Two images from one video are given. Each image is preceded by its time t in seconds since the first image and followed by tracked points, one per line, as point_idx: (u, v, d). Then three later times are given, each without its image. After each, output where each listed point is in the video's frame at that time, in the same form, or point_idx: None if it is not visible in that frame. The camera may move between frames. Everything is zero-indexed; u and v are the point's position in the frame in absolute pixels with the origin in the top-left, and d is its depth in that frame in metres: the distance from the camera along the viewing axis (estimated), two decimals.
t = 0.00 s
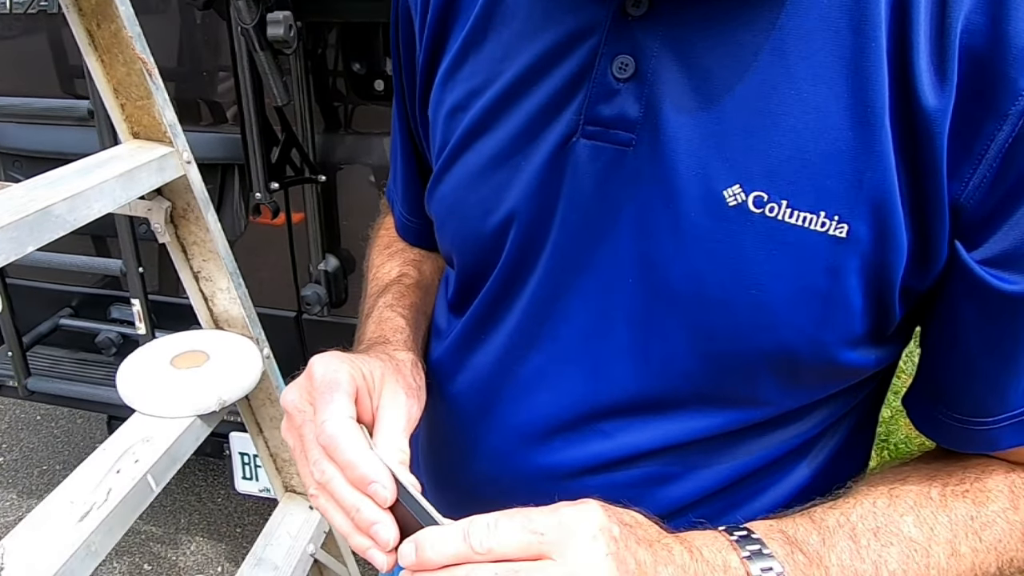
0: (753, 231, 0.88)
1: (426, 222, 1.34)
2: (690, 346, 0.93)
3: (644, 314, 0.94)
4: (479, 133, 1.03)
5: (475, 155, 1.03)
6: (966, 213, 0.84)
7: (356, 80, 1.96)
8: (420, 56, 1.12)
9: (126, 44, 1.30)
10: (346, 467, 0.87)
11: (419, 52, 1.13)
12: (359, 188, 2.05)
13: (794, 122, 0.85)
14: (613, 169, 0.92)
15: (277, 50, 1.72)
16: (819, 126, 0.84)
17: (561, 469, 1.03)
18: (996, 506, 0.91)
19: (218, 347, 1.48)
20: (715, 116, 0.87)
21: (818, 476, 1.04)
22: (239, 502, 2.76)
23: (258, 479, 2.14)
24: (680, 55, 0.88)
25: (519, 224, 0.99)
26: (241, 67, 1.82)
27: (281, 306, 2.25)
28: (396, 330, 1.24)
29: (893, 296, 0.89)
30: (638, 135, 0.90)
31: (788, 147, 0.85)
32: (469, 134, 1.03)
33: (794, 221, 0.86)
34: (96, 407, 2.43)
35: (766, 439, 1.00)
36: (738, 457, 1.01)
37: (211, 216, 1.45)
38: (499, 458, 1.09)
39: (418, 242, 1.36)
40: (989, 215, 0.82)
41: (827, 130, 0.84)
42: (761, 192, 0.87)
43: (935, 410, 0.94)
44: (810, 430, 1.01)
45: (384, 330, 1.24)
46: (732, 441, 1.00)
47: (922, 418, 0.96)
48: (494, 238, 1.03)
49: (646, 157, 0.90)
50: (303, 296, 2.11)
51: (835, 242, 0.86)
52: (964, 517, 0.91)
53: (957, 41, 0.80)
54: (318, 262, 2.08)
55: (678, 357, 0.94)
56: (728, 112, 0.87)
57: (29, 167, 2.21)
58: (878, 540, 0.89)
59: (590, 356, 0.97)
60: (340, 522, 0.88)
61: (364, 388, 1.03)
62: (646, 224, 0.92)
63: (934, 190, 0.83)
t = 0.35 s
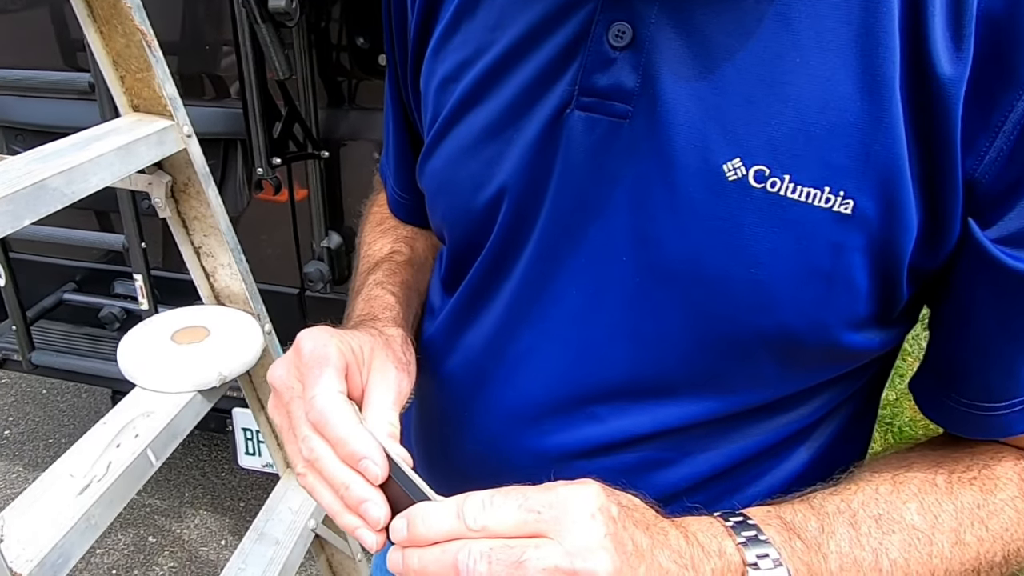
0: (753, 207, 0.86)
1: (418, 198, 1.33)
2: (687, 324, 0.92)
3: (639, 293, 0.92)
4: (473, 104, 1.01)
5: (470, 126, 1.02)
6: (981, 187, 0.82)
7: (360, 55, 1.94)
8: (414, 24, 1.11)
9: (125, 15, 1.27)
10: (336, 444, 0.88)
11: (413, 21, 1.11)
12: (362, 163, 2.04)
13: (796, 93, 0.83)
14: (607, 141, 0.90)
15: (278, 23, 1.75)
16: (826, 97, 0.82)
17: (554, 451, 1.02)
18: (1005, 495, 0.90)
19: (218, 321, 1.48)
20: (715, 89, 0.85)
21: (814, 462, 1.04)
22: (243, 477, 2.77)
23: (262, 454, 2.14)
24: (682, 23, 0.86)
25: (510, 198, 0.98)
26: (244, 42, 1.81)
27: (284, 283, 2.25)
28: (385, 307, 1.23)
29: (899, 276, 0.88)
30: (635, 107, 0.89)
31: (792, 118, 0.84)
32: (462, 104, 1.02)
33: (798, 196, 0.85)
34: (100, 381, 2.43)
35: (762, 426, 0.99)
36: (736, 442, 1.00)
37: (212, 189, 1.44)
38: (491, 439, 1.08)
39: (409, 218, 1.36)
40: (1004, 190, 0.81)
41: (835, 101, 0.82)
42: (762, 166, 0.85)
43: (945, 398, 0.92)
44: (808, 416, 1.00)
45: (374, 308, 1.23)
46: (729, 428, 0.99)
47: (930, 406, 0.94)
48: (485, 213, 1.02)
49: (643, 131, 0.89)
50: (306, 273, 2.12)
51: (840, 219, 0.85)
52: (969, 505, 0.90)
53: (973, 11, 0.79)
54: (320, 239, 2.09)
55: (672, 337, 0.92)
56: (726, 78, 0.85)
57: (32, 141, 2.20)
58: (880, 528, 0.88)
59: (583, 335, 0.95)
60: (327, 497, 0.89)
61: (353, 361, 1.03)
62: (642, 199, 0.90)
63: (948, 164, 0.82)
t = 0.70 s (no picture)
0: (763, 186, 0.84)
1: (415, 177, 1.31)
2: (690, 308, 0.89)
3: (642, 276, 0.90)
4: (472, 79, 1.00)
5: (470, 100, 1.00)
6: (999, 170, 0.79)
7: (362, 34, 1.91)
8: None
9: None
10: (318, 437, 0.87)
11: None
12: (364, 142, 2.02)
13: (812, 67, 0.81)
14: (612, 117, 0.89)
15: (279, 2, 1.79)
16: (841, 72, 0.80)
17: (552, 437, 1.00)
18: (1010, 488, 0.88)
19: (214, 303, 1.46)
20: (723, 61, 0.84)
21: (819, 450, 1.02)
22: (244, 458, 2.77)
23: (263, 436, 2.11)
24: None
25: (511, 175, 0.96)
26: (243, 21, 1.79)
27: (285, 264, 2.23)
28: (375, 286, 1.22)
29: (911, 260, 0.85)
30: (640, 81, 0.87)
31: (806, 94, 0.81)
32: (461, 78, 1.00)
33: (810, 176, 0.83)
34: (101, 362, 2.42)
35: (766, 413, 0.98)
36: (738, 429, 0.98)
37: (210, 169, 1.42)
38: (486, 425, 1.06)
39: (404, 198, 1.34)
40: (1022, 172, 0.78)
41: (852, 76, 0.80)
42: (772, 144, 0.83)
43: (954, 385, 0.89)
44: (812, 404, 0.98)
45: (362, 287, 1.22)
46: (730, 416, 0.98)
47: (936, 394, 0.92)
48: (483, 190, 1.00)
49: (651, 107, 0.87)
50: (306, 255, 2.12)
51: (854, 200, 0.82)
52: (976, 498, 0.88)
53: None
54: (321, 221, 2.08)
55: (673, 321, 0.90)
56: (735, 51, 0.83)
57: (31, 120, 2.18)
58: (885, 521, 0.87)
59: (581, 317, 0.93)
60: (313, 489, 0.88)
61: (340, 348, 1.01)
62: (646, 178, 0.88)
63: (965, 144, 0.79)
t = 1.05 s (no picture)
0: (770, 169, 0.82)
1: (418, 165, 1.29)
2: (695, 295, 0.87)
3: (646, 262, 0.87)
4: (476, 63, 0.98)
5: (472, 84, 0.98)
6: (1010, 155, 0.77)
7: (361, 21, 1.88)
8: None
9: None
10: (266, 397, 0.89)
11: None
12: (363, 133, 2.00)
13: (820, 50, 0.80)
14: (617, 100, 0.87)
15: None
16: (851, 55, 0.79)
17: (551, 424, 0.98)
18: (1016, 479, 0.87)
19: (211, 293, 1.45)
20: (734, 45, 0.82)
21: (820, 440, 1.00)
22: (242, 447, 2.76)
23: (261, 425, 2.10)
24: None
25: (514, 157, 0.94)
26: (240, 9, 1.77)
27: (284, 254, 2.22)
28: (376, 279, 1.20)
29: (919, 247, 0.83)
30: (648, 64, 0.86)
31: (813, 79, 0.80)
32: (466, 62, 0.99)
33: (818, 160, 0.81)
34: (98, 349, 2.41)
35: (769, 402, 0.96)
36: (740, 418, 0.96)
37: (205, 157, 1.40)
38: (483, 413, 1.03)
39: (410, 188, 1.32)
40: None
41: (861, 60, 0.79)
42: (781, 127, 0.81)
43: (958, 374, 0.88)
44: (816, 394, 0.96)
45: (364, 278, 1.20)
46: (733, 402, 0.95)
47: (940, 383, 0.90)
48: (486, 175, 0.98)
49: (658, 89, 0.85)
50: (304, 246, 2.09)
51: (861, 185, 0.81)
52: (981, 489, 0.87)
53: None
54: (320, 211, 2.06)
55: (678, 307, 0.88)
56: (745, 33, 0.82)
57: (29, 106, 2.17)
58: (892, 512, 0.86)
59: (582, 303, 0.91)
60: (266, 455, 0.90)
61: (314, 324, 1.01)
62: (651, 161, 0.86)
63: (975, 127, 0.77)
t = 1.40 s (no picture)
0: (787, 160, 0.81)
1: (430, 157, 1.29)
2: (708, 286, 0.86)
3: (659, 252, 0.86)
4: (487, 51, 0.97)
5: (483, 73, 0.97)
6: None
7: (363, 13, 1.86)
8: None
9: None
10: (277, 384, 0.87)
11: None
12: (365, 125, 1.99)
13: (840, 40, 0.78)
14: (631, 89, 0.86)
15: None
16: (870, 45, 0.77)
17: (558, 416, 0.97)
18: None
19: (214, 284, 1.44)
20: (753, 35, 0.80)
21: (830, 436, 0.99)
22: (243, 439, 2.75)
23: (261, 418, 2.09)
24: None
25: (525, 147, 0.93)
26: None
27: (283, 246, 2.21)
28: (390, 271, 1.19)
29: (935, 242, 0.82)
30: (663, 53, 0.84)
31: (831, 69, 0.79)
32: (479, 51, 0.97)
33: (835, 150, 0.80)
34: (98, 341, 2.40)
35: (780, 396, 0.95)
36: (750, 412, 0.95)
37: (205, 149, 1.39)
38: (489, 405, 1.02)
39: (422, 179, 1.32)
40: None
41: (881, 50, 0.77)
42: (797, 117, 0.80)
43: (972, 372, 0.86)
44: (827, 388, 0.95)
45: (378, 269, 1.19)
46: (743, 397, 0.94)
47: (957, 382, 0.89)
48: (497, 165, 0.97)
49: (673, 79, 0.84)
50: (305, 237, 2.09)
51: (879, 176, 0.79)
52: (989, 487, 0.86)
53: None
54: (321, 203, 2.05)
55: (690, 298, 0.87)
56: (763, 21, 0.80)
57: (28, 96, 2.15)
58: (898, 508, 0.85)
59: (593, 294, 0.90)
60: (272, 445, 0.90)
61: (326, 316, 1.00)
62: (666, 151, 0.85)
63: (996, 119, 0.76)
